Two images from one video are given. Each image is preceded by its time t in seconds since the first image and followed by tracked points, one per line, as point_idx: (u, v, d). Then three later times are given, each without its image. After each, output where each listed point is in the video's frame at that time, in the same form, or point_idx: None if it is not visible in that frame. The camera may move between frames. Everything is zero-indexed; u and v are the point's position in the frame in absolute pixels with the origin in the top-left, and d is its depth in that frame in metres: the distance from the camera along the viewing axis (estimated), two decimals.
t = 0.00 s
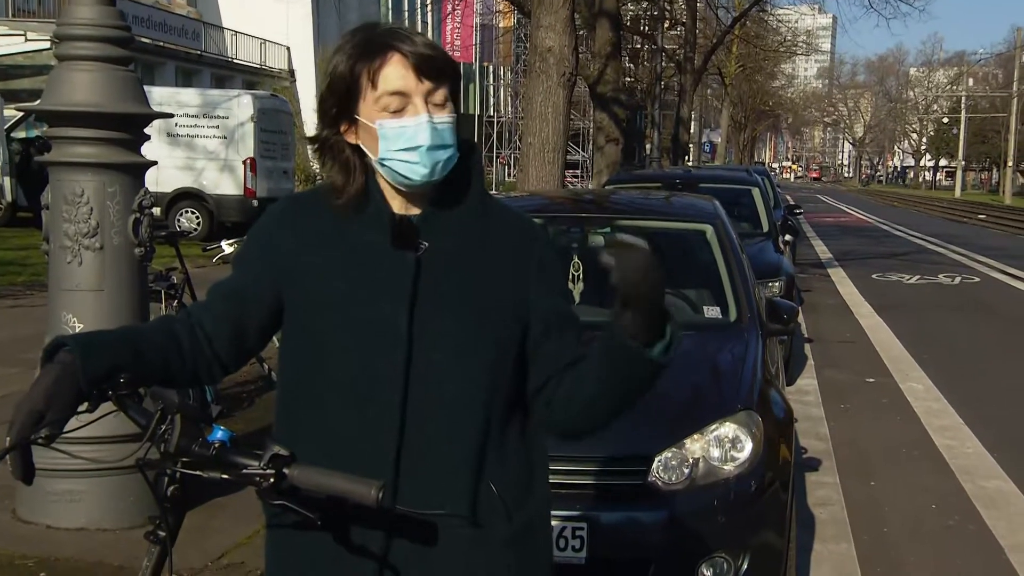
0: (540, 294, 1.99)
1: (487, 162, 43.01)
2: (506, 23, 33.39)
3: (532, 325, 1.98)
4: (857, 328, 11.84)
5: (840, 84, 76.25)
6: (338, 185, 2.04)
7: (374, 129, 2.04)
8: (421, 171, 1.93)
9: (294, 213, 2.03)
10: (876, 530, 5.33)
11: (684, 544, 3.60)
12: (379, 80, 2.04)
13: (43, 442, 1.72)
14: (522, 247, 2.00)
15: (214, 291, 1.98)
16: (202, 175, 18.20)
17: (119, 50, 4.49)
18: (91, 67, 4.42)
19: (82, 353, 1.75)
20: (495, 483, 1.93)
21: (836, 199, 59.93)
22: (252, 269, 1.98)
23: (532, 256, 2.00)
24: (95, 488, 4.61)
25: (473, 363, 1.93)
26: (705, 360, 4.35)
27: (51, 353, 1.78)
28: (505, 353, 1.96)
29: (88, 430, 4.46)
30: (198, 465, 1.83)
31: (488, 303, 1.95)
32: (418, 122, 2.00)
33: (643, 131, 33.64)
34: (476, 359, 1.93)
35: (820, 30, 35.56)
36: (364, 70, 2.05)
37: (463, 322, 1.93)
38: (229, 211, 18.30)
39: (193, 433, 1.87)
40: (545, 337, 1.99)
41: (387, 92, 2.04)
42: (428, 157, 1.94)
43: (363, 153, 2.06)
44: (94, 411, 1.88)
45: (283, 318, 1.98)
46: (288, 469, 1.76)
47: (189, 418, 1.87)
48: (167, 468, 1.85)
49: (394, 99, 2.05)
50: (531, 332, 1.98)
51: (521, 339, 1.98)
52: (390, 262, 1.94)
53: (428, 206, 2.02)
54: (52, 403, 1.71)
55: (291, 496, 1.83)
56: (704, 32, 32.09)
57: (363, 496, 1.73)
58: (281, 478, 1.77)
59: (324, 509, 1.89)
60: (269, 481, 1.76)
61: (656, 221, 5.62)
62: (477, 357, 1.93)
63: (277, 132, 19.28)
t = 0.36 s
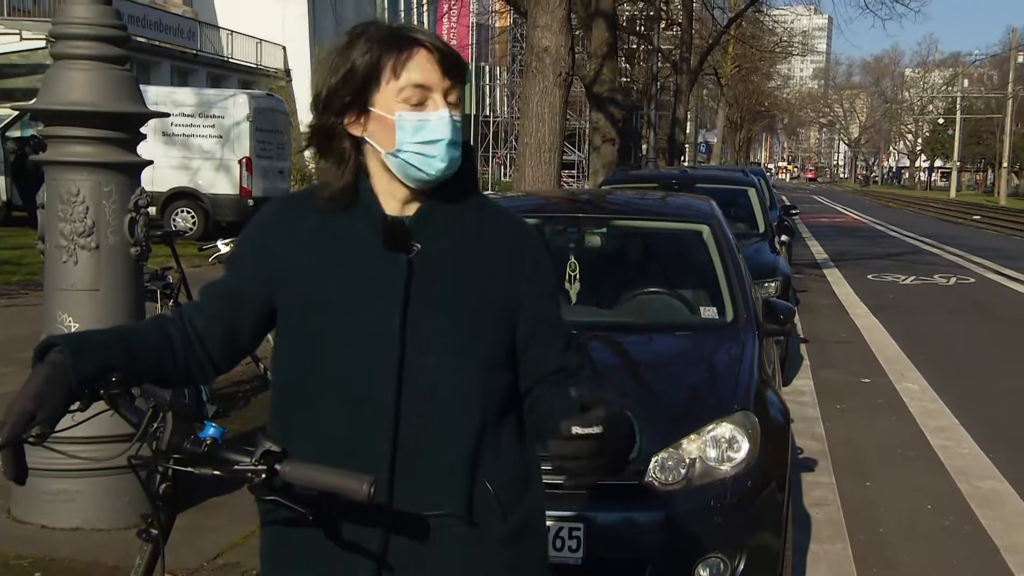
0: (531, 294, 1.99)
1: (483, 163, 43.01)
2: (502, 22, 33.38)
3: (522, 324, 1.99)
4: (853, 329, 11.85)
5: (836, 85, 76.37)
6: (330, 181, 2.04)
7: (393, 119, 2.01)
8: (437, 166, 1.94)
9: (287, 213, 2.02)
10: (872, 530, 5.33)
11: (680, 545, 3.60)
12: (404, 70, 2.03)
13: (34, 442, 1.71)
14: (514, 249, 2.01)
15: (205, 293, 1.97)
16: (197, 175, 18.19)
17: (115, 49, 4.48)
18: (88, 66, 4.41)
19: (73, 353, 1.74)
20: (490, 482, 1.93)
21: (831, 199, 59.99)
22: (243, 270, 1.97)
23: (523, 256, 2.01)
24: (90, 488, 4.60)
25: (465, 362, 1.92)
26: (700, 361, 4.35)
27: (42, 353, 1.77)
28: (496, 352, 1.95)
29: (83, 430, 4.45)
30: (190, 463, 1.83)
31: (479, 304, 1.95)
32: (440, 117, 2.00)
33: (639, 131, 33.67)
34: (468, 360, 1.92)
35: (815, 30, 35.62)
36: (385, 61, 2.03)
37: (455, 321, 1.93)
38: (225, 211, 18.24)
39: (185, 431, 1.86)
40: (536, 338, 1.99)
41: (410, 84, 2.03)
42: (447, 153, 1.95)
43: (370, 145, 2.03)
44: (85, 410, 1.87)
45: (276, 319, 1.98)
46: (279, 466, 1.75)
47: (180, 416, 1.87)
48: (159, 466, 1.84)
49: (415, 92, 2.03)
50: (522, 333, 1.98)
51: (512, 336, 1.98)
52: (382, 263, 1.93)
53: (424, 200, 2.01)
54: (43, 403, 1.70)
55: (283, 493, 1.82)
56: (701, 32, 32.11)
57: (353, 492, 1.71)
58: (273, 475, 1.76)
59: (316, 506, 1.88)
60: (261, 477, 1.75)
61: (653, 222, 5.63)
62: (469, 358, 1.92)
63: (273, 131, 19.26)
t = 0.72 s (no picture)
0: (528, 293, 1.98)
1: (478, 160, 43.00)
2: (497, 20, 33.35)
3: (517, 319, 1.98)
4: (847, 328, 11.86)
5: (830, 84, 76.42)
6: (335, 179, 2.05)
7: (419, 111, 2.01)
8: (453, 163, 1.94)
9: (285, 209, 2.01)
10: (867, 529, 5.34)
11: (675, 543, 3.60)
12: (439, 67, 2.03)
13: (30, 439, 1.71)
14: (512, 248, 2.00)
15: (202, 289, 1.97)
16: (192, 171, 18.15)
17: (111, 45, 4.47)
18: (83, 62, 4.40)
19: (70, 349, 1.74)
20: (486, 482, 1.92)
21: (826, 198, 60.07)
22: (240, 266, 1.96)
23: (521, 251, 2.00)
24: (85, 485, 4.59)
25: (459, 359, 1.92)
26: (697, 359, 4.35)
27: (39, 348, 1.77)
28: (492, 349, 1.95)
29: (79, 426, 4.44)
30: (186, 459, 1.82)
31: (475, 301, 1.94)
32: (464, 115, 2.00)
33: (634, 129, 33.66)
34: (464, 356, 1.92)
35: (811, 29, 35.64)
36: (421, 56, 2.03)
37: (450, 317, 1.92)
38: (220, 208, 18.18)
39: (181, 427, 1.86)
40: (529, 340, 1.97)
41: (439, 79, 2.03)
42: (467, 149, 1.96)
43: (388, 133, 2.03)
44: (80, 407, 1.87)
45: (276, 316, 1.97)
46: (277, 464, 1.75)
47: (176, 413, 1.87)
48: (155, 463, 1.83)
49: (441, 87, 2.04)
50: (518, 332, 1.97)
51: (506, 332, 1.97)
52: (382, 259, 1.93)
53: (426, 193, 2.01)
54: (38, 400, 1.71)
55: (279, 490, 1.82)
56: (696, 31, 32.12)
57: (349, 489, 1.70)
58: (270, 472, 1.75)
59: (312, 504, 1.88)
60: (258, 474, 1.75)
61: (649, 220, 5.64)
62: (464, 355, 1.92)
63: (268, 128, 19.24)
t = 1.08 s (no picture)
0: (519, 296, 1.99)
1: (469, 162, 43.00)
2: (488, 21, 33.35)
3: (508, 319, 1.98)
4: (838, 329, 11.90)
5: (820, 86, 76.74)
6: (324, 179, 2.05)
7: (390, 113, 2.03)
8: (426, 166, 1.93)
9: (276, 211, 2.01)
10: (857, 530, 5.36)
11: (666, 545, 3.60)
12: (410, 67, 2.04)
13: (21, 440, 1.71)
14: (503, 250, 2.00)
15: (195, 289, 1.96)
16: (182, 172, 18.11)
17: (100, 46, 4.46)
18: (72, 63, 4.38)
19: (61, 350, 1.73)
20: (479, 482, 1.93)
21: (816, 200, 60.21)
22: (234, 267, 1.96)
23: (514, 254, 2.01)
24: (74, 487, 4.57)
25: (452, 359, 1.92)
26: (688, 361, 4.36)
27: (29, 350, 1.76)
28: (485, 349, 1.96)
29: (68, 429, 4.42)
30: (176, 461, 1.82)
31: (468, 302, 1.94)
32: (436, 117, 2.00)
33: (625, 131, 33.73)
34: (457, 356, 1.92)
35: (800, 31, 35.73)
36: (393, 57, 2.05)
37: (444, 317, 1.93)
38: (210, 210, 18.19)
39: (172, 429, 1.85)
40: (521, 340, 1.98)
41: (412, 80, 2.04)
42: (437, 151, 1.94)
43: (367, 134, 2.05)
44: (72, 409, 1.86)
45: (268, 317, 1.97)
46: (268, 465, 1.75)
47: (168, 414, 1.85)
48: (146, 465, 1.82)
49: (415, 88, 2.04)
50: (510, 335, 1.98)
51: (498, 332, 1.98)
52: (374, 261, 1.93)
53: (415, 197, 2.01)
54: (28, 400, 1.70)
55: (271, 492, 1.81)
56: (686, 33, 32.19)
57: (342, 492, 1.70)
58: (260, 474, 1.75)
59: (304, 504, 1.87)
60: (249, 476, 1.75)
61: (640, 221, 5.64)
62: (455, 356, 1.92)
63: (258, 129, 19.20)
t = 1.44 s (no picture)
0: (520, 300, 2.00)
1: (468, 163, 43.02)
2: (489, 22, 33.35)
3: (510, 327, 1.99)
4: (837, 331, 11.90)
5: (820, 88, 76.82)
6: (323, 181, 2.05)
7: (394, 117, 2.03)
8: (428, 170, 1.94)
9: (274, 214, 2.01)
10: (855, 532, 5.36)
11: (664, 545, 3.60)
12: (412, 71, 2.04)
13: (19, 439, 1.70)
14: (502, 254, 2.01)
15: (195, 289, 1.96)
16: (181, 173, 18.12)
17: (101, 46, 4.45)
18: (73, 63, 4.38)
19: (59, 350, 1.72)
20: (478, 483, 1.93)
21: (815, 202, 60.23)
22: (233, 268, 1.96)
23: (514, 261, 2.01)
24: (73, 487, 4.58)
25: (452, 363, 1.92)
26: (686, 363, 4.36)
27: (28, 350, 1.75)
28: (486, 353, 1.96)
29: (67, 429, 4.43)
30: (175, 461, 1.81)
31: (466, 307, 1.95)
32: (441, 119, 2.01)
33: (624, 132, 33.75)
34: (456, 359, 1.92)
35: (801, 34, 35.75)
36: (392, 62, 2.05)
37: (443, 319, 1.93)
38: (210, 210, 18.24)
39: (171, 430, 1.85)
40: (521, 344, 1.99)
41: (414, 83, 2.04)
42: (443, 154, 1.96)
43: (368, 141, 2.05)
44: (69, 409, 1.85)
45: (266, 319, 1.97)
46: (266, 466, 1.75)
47: (166, 415, 1.85)
48: (144, 465, 1.82)
49: (417, 91, 2.05)
50: (510, 339, 1.99)
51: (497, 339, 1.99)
52: (374, 264, 1.93)
53: (413, 200, 2.02)
54: (27, 400, 1.69)
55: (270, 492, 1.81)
56: (686, 35, 32.21)
57: (340, 491, 1.70)
58: (259, 474, 1.75)
59: (302, 505, 1.87)
60: (247, 476, 1.74)
61: (638, 223, 5.65)
62: (456, 359, 1.92)
63: (258, 130, 19.20)
